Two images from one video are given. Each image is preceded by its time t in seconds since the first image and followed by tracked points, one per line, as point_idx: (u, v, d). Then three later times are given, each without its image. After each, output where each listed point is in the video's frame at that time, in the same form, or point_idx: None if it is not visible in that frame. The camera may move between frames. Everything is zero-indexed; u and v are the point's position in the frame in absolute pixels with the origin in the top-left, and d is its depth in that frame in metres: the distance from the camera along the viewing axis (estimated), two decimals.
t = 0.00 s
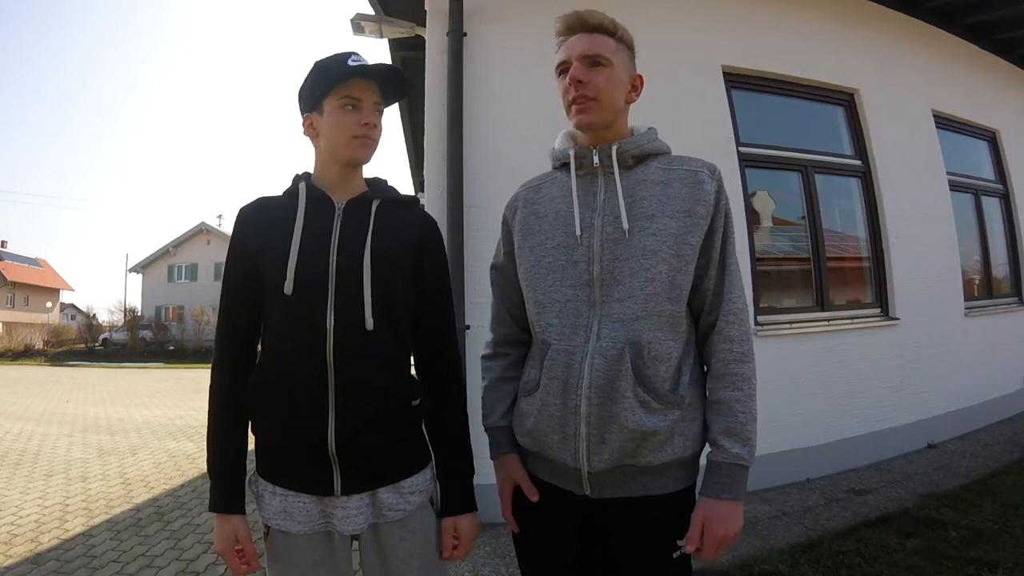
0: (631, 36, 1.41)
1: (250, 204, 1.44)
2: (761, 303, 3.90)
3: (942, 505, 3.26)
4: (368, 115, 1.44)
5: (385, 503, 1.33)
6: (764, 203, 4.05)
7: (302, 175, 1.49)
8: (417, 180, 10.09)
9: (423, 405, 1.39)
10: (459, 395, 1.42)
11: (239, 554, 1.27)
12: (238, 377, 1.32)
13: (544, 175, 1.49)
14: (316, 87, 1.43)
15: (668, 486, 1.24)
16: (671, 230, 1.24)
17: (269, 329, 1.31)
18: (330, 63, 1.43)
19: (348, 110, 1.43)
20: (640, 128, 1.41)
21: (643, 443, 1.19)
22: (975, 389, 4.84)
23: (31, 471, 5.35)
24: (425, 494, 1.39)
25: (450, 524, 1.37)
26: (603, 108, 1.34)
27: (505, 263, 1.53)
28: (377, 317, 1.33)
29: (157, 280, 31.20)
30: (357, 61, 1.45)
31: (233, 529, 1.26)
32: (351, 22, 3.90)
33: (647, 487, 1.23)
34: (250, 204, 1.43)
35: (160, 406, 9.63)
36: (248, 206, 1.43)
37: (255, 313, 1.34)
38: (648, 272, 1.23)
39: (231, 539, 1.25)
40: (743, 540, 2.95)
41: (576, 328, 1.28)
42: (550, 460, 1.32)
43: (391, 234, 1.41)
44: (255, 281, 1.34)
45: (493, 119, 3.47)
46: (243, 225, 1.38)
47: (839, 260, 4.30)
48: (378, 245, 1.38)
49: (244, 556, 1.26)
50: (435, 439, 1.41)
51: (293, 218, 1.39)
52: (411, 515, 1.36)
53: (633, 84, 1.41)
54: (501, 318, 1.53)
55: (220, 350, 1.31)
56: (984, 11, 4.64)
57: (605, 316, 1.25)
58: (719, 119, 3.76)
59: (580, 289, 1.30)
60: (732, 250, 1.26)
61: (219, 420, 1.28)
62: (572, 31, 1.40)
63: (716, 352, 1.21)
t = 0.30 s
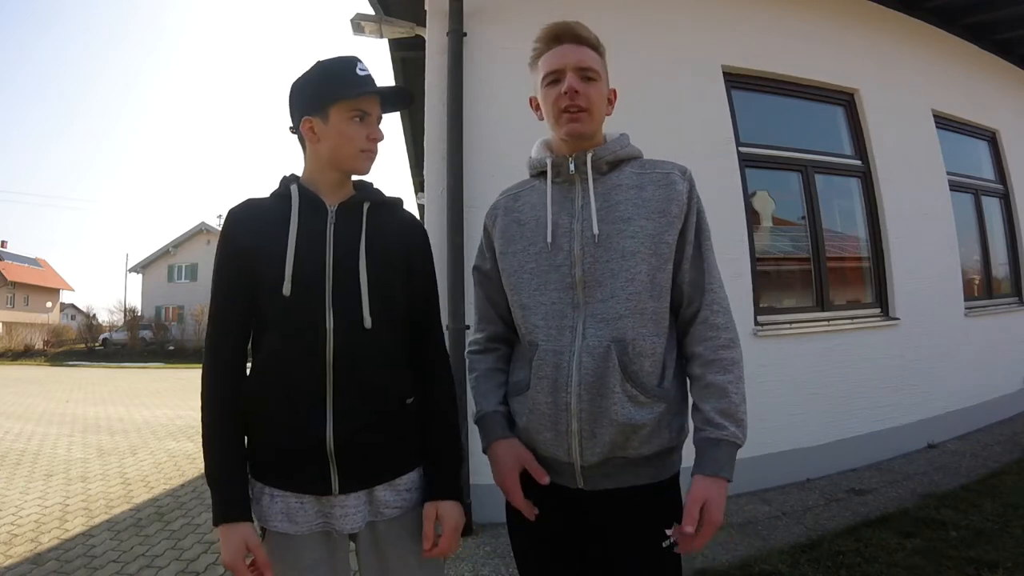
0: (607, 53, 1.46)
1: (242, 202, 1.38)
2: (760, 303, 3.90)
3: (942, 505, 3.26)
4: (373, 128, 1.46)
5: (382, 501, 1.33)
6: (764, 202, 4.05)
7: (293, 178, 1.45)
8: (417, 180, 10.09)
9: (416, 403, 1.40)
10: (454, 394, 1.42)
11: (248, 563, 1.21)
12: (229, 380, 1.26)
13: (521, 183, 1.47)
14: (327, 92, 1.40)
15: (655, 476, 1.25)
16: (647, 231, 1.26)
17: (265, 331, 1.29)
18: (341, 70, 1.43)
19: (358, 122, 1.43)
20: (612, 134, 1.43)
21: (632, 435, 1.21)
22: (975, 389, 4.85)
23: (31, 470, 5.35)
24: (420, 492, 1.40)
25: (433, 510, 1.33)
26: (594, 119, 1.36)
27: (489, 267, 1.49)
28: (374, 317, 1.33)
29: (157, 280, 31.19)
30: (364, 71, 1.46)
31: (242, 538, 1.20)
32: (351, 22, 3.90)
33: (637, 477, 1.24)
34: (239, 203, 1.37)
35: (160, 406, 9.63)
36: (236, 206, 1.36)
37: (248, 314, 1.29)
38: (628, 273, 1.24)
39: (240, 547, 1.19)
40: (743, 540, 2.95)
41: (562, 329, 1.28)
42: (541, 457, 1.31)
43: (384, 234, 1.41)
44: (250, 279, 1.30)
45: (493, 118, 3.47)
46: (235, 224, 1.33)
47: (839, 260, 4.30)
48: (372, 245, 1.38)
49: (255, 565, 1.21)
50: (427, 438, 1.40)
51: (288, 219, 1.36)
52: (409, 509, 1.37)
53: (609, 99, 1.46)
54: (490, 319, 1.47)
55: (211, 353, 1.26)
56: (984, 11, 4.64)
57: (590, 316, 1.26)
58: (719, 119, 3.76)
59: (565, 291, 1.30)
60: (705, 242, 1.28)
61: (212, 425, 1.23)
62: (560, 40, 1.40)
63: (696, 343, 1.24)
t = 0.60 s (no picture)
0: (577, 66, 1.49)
1: (226, 200, 1.35)
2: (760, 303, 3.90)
3: (942, 505, 3.26)
4: (358, 120, 1.46)
5: (375, 499, 1.32)
6: (764, 202, 4.05)
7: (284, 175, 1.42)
8: (417, 180, 10.06)
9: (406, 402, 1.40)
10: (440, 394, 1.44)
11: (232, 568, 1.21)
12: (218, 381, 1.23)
13: (504, 191, 1.47)
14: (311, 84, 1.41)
15: (652, 464, 1.25)
16: (633, 231, 1.28)
17: (254, 332, 1.26)
18: (326, 63, 1.43)
19: (344, 112, 1.44)
20: (589, 142, 1.45)
21: (629, 427, 1.22)
22: (975, 390, 4.85)
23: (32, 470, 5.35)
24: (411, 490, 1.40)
25: (421, 509, 1.37)
26: (573, 126, 1.37)
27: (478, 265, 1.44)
28: (366, 317, 1.34)
29: (157, 280, 31.19)
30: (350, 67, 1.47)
31: (228, 546, 1.19)
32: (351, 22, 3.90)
33: (634, 469, 1.24)
34: (224, 202, 1.34)
35: (160, 406, 9.63)
36: (221, 205, 1.33)
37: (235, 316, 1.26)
38: (618, 272, 1.27)
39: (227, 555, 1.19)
40: (742, 540, 2.95)
41: (557, 330, 1.27)
42: (538, 454, 1.30)
43: (372, 236, 1.43)
44: (240, 278, 1.27)
45: (493, 118, 3.47)
46: (221, 222, 1.28)
47: (839, 260, 4.30)
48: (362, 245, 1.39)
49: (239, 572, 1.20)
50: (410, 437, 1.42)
51: (278, 220, 1.34)
52: (400, 508, 1.36)
53: (583, 109, 1.48)
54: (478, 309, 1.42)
55: (197, 355, 1.21)
56: (984, 11, 4.64)
57: (582, 315, 1.27)
58: (719, 119, 3.76)
59: (556, 293, 1.30)
60: (695, 235, 1.27)
61: (202, 427, 1.20)
62: (533, 54, 1.42)
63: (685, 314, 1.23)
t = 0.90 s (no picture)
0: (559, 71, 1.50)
1: (210, 202, 1.33)
2: (760, 303, 3.90)
3: (942, 505, 3.26)
4: (337, 127, 1.44)
5: (366, 497, 1.33)
6: (764, 202, 4.05)
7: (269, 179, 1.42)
8: (417, 180, 10.04)
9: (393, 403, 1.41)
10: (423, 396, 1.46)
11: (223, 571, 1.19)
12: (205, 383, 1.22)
13: (492, 197, 1.47)
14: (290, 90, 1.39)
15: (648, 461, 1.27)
16: (621, 233, 1.29)
17: (243, 336, 1.26)
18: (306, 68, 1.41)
19: (322, 123, 1.42)
20: (574, 146, 1.46)
21: (626, 424, 1.23)
22: (976, 389, 4.85)
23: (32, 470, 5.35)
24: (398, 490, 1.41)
25: (404, 517, 1.37)
26: (559, 133, 1.38)
27: (470, 277, 1.42)
28: (354, 320, 1.35)
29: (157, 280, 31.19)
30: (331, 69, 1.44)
31: (220, 549, 1.18)
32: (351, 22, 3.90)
33: (631, 465, 1.25)
34: (210, 203, 1.33)
35: (160, 406, 9.64)
36: (207, 206, 1.32)
37: (222, 317, 1.25)
38: (609, 272, 1.27)
39: (217, 558, 1.17)
40: (743, 540, 2.95)
41: (551, 333, 1.27)
42: (536, 454, 1.30)
43: (360, 239, 1.43)
44: (227, 281, 1.26)
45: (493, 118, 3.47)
46: (208, 224, 1.27)
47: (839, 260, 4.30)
48: (349, 247, 1.40)
49: None
50: (397, 439, 1.43)
51: (266, 221, 1.33)
52: (387, 509, 1.37)
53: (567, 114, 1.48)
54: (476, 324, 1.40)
55: (183, 356, 1.20)
56: (984, 11, 4.63)
57: (576, 316, 1.26)
58: (718, 119, 3.76)
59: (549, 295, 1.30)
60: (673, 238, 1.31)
61: (190, 428, 1.18)
62: (516, 62, 1.42)
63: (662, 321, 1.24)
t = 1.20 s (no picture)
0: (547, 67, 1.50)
1: (209, 201, 1.34)
2: (760, 303, 3.90)
3: (942, 505, 3.26)
4: (309, 118, 1.43)
5: (360, 499, 1.32)
6: (764, 203, 4.05)
7: (262, 175, 1.43)
8: (417, 180, 10.01)
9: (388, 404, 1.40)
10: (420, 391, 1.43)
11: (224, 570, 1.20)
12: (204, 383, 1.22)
13: (477, 198, 1.45)
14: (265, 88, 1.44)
15: (647, 451, 1.30)
16: (611, 236, 1.31)
17: (238, 336, 1.26)
18: (279, 63, 1.44)
19: (293, 115, 1.43)
20: (561, 148, 1.47)
21: (622, 422, 1.25)
22: (976, 390, 4.85)
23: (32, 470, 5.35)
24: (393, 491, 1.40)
25: (402, 518, 1.36)
26: (547, 132, 1.40)
27: (455, 283, 1.40)
28: (349, 321, 1.33)
29: (157, 280, 31.20)
30: (302, 58, 1.44)
31: (218, 548, 1.18)
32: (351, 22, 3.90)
33: (631, 457, 1.27)
34: (207, 203, 1.33)
35: (160, 406, 9.65)
36: (204, 205, 1.32)
37: (221, 316, 1.26)
38: (601, 275, 1.28)
39: (216, 557, 1.17)
40: (742, 540, 2.96)
41: (546, 336, 1.27)
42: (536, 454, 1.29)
43: (356, 238, 1.42)
44: (224, 282, 1.26)
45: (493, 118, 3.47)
46: (206, 224, 1.27)
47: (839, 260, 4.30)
48: (345, 247, 1.39)
49: (232, 575, 1.19)
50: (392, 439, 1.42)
51: (262, 220, 1.33)
52: (382, 510, 1.36)
53: (556, 113, 1.50)
54: (460, 335, 1.38)
55: (182, 355, 1.20)
56: (985, 11, 4.63)
57: (570, 318, 1.27)
58: (718, 119, 3.76)
59: (541, 299, 1.29)
60: (655, 242, 1.39)
61: (188, 428, 1.18)
62: (505, 62, 1.45)
63: (666, 330, 1.33)
